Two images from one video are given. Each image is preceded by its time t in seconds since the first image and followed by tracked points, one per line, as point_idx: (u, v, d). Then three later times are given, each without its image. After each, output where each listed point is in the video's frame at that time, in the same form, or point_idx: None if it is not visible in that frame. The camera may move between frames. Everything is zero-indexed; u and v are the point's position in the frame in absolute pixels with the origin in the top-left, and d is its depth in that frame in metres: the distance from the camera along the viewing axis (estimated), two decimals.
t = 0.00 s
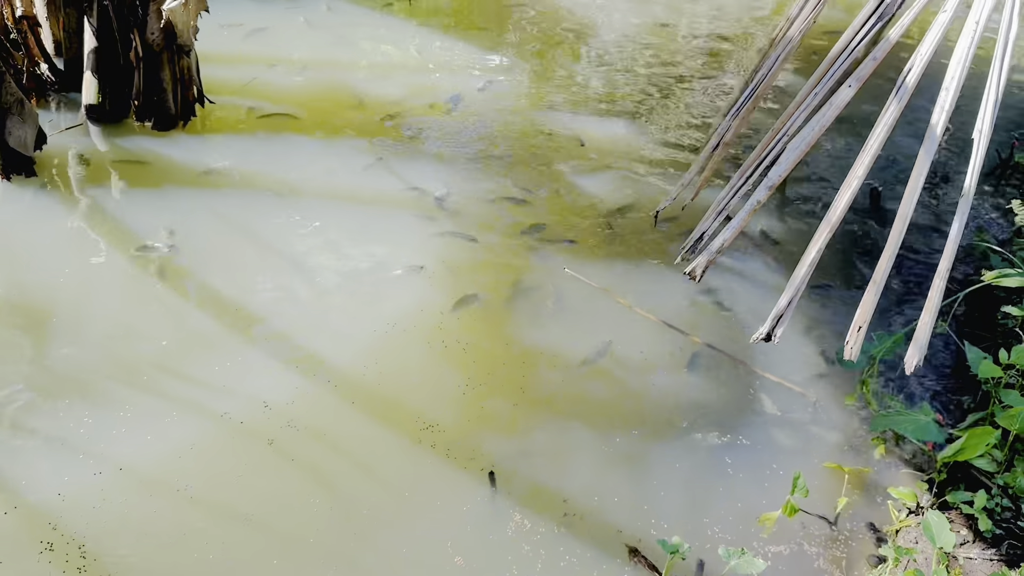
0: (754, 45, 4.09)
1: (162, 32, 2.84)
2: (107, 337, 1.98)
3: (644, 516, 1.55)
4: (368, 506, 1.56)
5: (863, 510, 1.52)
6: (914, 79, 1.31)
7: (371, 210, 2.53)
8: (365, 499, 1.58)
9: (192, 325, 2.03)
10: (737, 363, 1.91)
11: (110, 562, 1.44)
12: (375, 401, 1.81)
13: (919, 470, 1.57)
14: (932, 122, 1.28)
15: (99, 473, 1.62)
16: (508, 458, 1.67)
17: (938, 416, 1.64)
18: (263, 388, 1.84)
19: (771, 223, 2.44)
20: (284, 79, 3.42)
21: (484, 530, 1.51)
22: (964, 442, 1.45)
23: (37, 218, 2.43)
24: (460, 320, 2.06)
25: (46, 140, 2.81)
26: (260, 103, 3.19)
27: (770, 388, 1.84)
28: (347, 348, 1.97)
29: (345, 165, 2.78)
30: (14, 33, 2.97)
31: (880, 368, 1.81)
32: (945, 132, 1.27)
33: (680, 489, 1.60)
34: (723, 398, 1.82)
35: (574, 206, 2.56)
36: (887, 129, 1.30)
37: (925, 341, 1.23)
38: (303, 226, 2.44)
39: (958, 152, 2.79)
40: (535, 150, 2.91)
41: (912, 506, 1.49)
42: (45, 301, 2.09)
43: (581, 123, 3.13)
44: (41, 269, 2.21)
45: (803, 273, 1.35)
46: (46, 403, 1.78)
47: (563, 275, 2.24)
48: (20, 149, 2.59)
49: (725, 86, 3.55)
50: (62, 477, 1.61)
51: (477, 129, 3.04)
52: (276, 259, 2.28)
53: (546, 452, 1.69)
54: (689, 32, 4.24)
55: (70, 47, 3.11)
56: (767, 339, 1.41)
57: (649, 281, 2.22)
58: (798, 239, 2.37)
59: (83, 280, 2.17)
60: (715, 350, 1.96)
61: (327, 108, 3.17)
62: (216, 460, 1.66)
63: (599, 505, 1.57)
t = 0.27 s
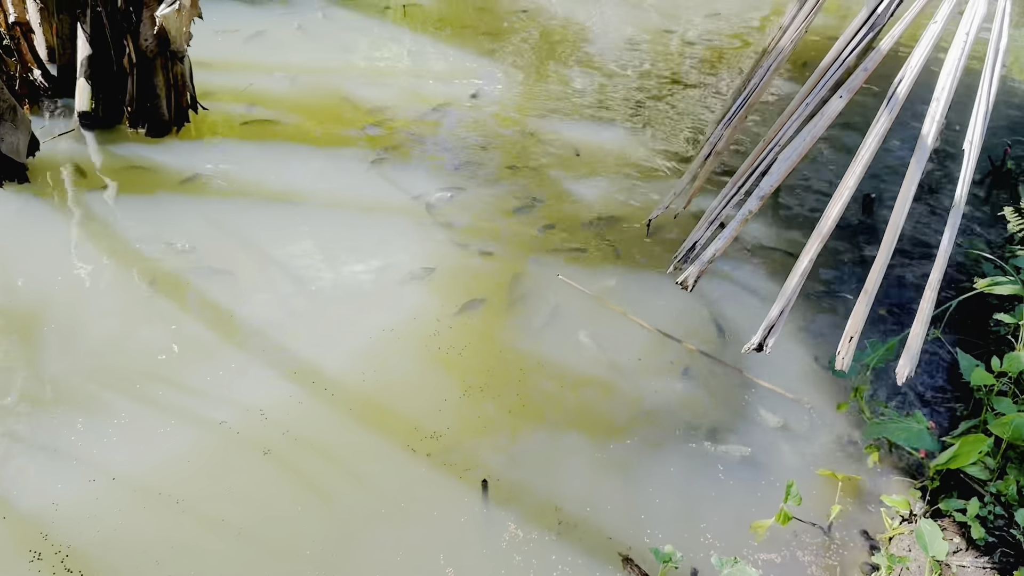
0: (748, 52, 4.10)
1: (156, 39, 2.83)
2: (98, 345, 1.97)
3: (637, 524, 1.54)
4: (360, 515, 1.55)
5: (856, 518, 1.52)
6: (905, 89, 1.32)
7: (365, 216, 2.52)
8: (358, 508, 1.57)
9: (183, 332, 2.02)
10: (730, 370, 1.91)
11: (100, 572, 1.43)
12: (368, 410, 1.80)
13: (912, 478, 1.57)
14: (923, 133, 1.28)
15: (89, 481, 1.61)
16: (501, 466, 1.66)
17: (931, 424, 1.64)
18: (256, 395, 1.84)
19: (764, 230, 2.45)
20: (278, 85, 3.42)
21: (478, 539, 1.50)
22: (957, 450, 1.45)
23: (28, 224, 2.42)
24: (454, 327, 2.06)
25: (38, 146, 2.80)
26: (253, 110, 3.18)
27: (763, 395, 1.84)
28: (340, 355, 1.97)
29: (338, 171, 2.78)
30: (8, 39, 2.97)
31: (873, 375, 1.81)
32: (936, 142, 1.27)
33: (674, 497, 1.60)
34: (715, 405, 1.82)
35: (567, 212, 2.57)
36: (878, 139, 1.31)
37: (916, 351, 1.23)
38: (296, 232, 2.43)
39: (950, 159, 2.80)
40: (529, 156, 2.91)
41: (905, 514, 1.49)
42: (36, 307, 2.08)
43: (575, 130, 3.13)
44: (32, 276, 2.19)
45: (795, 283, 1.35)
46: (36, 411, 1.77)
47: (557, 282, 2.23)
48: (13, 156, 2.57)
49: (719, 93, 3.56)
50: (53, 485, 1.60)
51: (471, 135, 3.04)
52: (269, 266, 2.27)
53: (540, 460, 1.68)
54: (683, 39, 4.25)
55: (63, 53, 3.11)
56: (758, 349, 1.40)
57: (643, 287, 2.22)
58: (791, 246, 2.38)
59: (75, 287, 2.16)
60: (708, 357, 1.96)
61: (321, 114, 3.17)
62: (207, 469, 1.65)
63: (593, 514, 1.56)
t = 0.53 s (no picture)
0: (743, 58, 4.11)
1: (150, 44, 2.84)
2: (90, 352, 1.95)
3: (633, 533, 1.53)
4: (354, 523, 1.54)
5: (853, 526, 1.51)
6: (902, 97, 1.31)
7: (360, 222, 2.52)
8: (351, 516, 1.55)
9: (177, 339, 2.01)
10: (727, 377, 1.91)
11: None
12: (363, 417, 1.79)
13: (909, 486, 1.57)
14: (920, 141, 1.28)
15: (80, 489, 1.59)
16: (496, 474, 1.65)
17: (927, 432, 1.64)
18: (249, 403, 1.82)
19: (760, 237, 2.45)
20: (273, 90, 3.41)
21: (472, 548, 1.49)
22: (953, 458, 1.45)
23: (21, 230, 2.40)
24: (450, 334, 2.05)
25: (32, 152, 2.79)
26: (248, 115, 3.17)
27: (760, 403, 1.83)
28: (335, 363, 1.95)
29: (333, 177, 2.77)
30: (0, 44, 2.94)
31: (869, 383, 1.80)
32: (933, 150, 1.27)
33: (670, 505, 1.58)
34: (711, 412, 1.81)
35: (563, 218, 2.56)
36: (875, 148, 1.30)
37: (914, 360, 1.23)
38: (291, 239, 2.42)
39: (945, 166, 2.81)
40: (525, 162, 2.91)
41: (902, 522, 1.48)
42: (28, 314, 2.06)
43: (571, 136, 3.13)
44: (24, 282, 2.18)
45: (792, 291, 1.34)
46: (27, 419, 1.75)
47: (552, 288, 2.22)
48: (5, 161, 2.56)
49: (714, 99, 3.56)
50: (44, 493, 1.58)
51: (466, 141, 3.04)
52: (264, 273, 2.26)
53: (535, 468, 1.67)
54: (678, 45, 4.26)
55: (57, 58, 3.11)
56: (755, 358, 1.40)
57: (639, 294, 2.21)
58: (787, 252, 2.38)
59: (67, 294, 2.15)
60: (705, 364, 1.95)
61: (316, 119, 3.16)
62: (200, 477, 1.63)
63: (588, 522, 1.55)
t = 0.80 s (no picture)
0: (740, 66, 4.12)
1: (147, 49, 2.83)
2: (87, 357, 1.94)
3: (632, 540, 1.52)
4: (350, 529, 1.53)
5: (851, 533, 1.51)
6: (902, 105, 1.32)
7: (358, 228, 2.51)
8: (348, 522, 1.54)
9: (174, 344, 2.00)
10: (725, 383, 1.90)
11: None
12: (362, 424, 1.78)
13: (907, 493, 1.57)
14: (921, 148, 1.28)
15: (75, 495, 1.58)
16: (493, 480, 1.65)
17: (926, 438, 1.64)
18: (246, 408, 1.82)
19: (758, 244, 2.45)
20: (271, 95, 3.41)
21: (470, 555, 1.48)
22: (951, 465, 1.45)
23: (17, 234, 2.39)
24: (449, 340, 2.04)
25: (29, 156, 2.78)
26: (246, 120, 3.17)
27: (758, 409, 1.83)
28: (333, 369, 1.95)
29: (331, 182, 2.77)
30: None
31: (867, 390, 1.81)
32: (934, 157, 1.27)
33: (668, 512, 1.58)
34: (710, 418, 1.81)
35: (562, 224, 2.56)
36: (876, 155, 1.30)
37: (915, 367, 1.23)
38: (289, 244, 2.41)
39: (942, 173, 2.81)
40: (523, 168, 2.91)
41: (901, 529, 1.48)
42: (25, 319, 2.05)
43: (569, 142, 3.13)
44: (20, 287, 2.17)
45: (793, 298, 1.34)
46: (23, 424, 1.74)
47: (551, 294, 2.22)
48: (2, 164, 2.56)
49: (712, 106, 3.57)
50: (40, 500, 1.57)
51: (465, 147, 3.04)
52: (262, 278, 2.26)
53: (533, 475, 1.66)
54: (675, 52, 4.27)
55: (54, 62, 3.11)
56: (755, 365, 1.39)
57: (638, 300, 2.21)
58: (785, 259, 2.38)
59: (63, 298, 2.14)
60: (703, 370, 1.95)
61: (313, 125, 3.16)
62: (195, 484, 1.62)
63: (586, 529, 1.54)
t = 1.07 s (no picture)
0: (735, 72, 4.14)
1: (143, 53, 2.83)
2: (80, 361, 1.94)
3: (625, 546, 1.52)
4: (344, 535, 1.52)
5: (844, 539, 1.51)
6: (894, 112, 1.32)
7: (354, 233, 2.51)
8: (342, 527, 1.54)
9: (167, 349, 1.99)
10: (718, 389, 1.91)
11: None
12: (355, 428, 1.78)
13: (899, 499, 1.57)
14: (912, 155, 1.29)
15: (67, 499, 1.58)
16: (487, 486, 1.64)
17: (918, 444, 1.64)
18: (239, 413, 1.81)
19: (752, 250, 2.46)
20: (267, 100, 3.41)
21: (464, 560, 1.48)
22: (944, 472, 1.45)
23: (11, 238, 2.38)
24: (443, 346, 2.04)
25: (24, 160, 2.77)
26: (242, 125, 3.17)
27: (752, 415, 1.83)
28: (326, 374, 1.94)
29: (327, 187, 2.77)
30: None
31: (860, 396, 1.81)
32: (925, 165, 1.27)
33: (662, 518, 1.58)
34: (704, 424, 1.81)
35: (557, 230, 2.56)
36: (867, 162, 1.31)
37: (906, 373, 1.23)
38: (284, 249, 2.41)
39: (936, 180, 2.82)
40: (518, 173, 2.91)
41: (894, 535, 1.48)
42: (18, 323, 2.04)
43: (565, 148, 3.14)
44: (14, 291, 2.16)
45: (784, 304, 1.34)
46: (15, 429, 1.73)
47: (545, 300, 2.22)
48: None
49: (707, 113, 3.59)
50: (31, 505, 1.56)
51: (460, 153, 3.04)
52: (257, 282, 2.26)
53: (527, 481, 1.66)
54: (671, 58, 4.28)
55: (49, 66, 3.11)
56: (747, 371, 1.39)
57: (632, 305, 2.22)
58: (779, 265, 2.39)
59: (57, 302, 2.13)
60: (697, 376, 1.95)
61: (309, 129, 3.16)
62: (188, 489, 1.61)
63: (580, 536, 1.54)
